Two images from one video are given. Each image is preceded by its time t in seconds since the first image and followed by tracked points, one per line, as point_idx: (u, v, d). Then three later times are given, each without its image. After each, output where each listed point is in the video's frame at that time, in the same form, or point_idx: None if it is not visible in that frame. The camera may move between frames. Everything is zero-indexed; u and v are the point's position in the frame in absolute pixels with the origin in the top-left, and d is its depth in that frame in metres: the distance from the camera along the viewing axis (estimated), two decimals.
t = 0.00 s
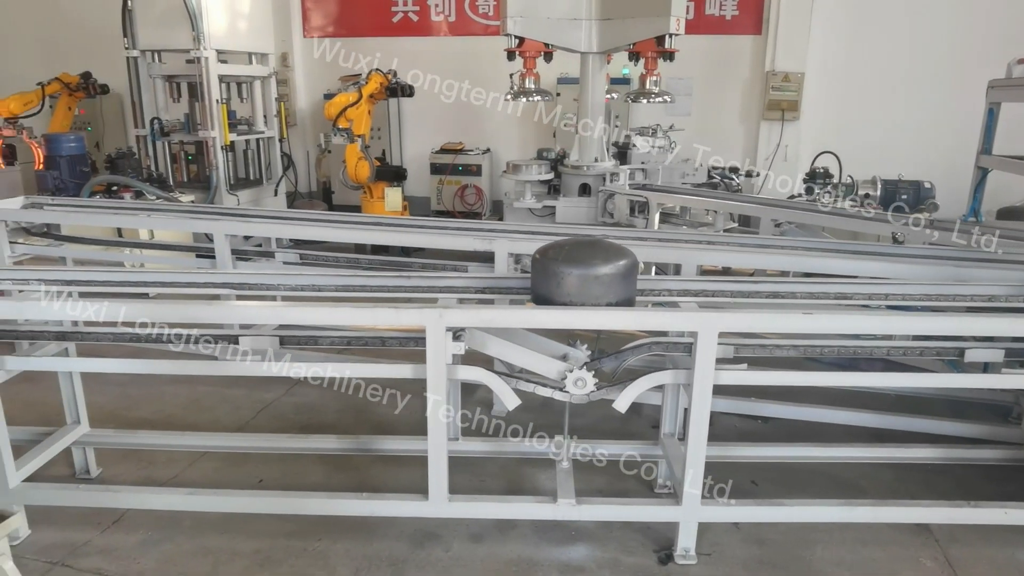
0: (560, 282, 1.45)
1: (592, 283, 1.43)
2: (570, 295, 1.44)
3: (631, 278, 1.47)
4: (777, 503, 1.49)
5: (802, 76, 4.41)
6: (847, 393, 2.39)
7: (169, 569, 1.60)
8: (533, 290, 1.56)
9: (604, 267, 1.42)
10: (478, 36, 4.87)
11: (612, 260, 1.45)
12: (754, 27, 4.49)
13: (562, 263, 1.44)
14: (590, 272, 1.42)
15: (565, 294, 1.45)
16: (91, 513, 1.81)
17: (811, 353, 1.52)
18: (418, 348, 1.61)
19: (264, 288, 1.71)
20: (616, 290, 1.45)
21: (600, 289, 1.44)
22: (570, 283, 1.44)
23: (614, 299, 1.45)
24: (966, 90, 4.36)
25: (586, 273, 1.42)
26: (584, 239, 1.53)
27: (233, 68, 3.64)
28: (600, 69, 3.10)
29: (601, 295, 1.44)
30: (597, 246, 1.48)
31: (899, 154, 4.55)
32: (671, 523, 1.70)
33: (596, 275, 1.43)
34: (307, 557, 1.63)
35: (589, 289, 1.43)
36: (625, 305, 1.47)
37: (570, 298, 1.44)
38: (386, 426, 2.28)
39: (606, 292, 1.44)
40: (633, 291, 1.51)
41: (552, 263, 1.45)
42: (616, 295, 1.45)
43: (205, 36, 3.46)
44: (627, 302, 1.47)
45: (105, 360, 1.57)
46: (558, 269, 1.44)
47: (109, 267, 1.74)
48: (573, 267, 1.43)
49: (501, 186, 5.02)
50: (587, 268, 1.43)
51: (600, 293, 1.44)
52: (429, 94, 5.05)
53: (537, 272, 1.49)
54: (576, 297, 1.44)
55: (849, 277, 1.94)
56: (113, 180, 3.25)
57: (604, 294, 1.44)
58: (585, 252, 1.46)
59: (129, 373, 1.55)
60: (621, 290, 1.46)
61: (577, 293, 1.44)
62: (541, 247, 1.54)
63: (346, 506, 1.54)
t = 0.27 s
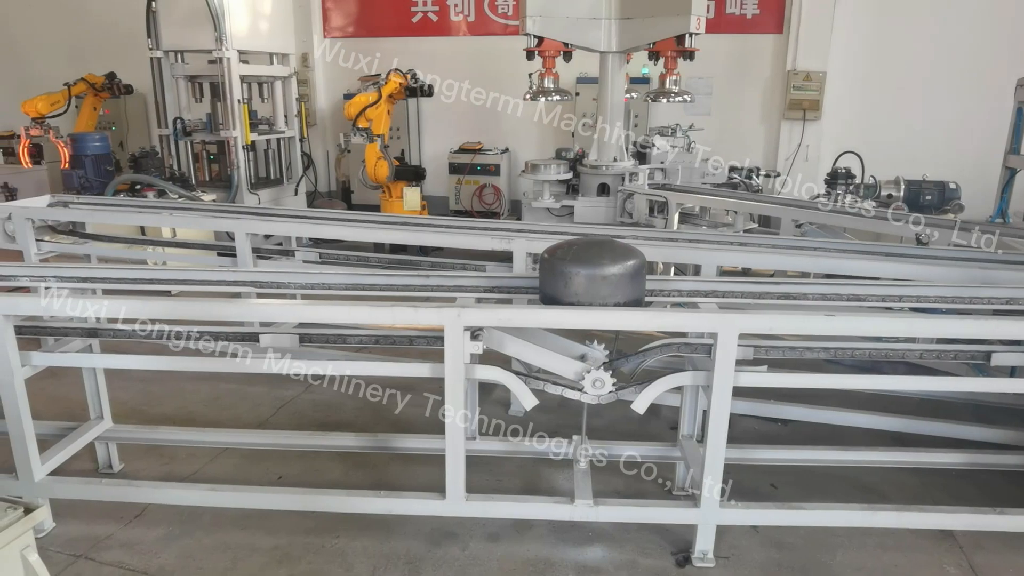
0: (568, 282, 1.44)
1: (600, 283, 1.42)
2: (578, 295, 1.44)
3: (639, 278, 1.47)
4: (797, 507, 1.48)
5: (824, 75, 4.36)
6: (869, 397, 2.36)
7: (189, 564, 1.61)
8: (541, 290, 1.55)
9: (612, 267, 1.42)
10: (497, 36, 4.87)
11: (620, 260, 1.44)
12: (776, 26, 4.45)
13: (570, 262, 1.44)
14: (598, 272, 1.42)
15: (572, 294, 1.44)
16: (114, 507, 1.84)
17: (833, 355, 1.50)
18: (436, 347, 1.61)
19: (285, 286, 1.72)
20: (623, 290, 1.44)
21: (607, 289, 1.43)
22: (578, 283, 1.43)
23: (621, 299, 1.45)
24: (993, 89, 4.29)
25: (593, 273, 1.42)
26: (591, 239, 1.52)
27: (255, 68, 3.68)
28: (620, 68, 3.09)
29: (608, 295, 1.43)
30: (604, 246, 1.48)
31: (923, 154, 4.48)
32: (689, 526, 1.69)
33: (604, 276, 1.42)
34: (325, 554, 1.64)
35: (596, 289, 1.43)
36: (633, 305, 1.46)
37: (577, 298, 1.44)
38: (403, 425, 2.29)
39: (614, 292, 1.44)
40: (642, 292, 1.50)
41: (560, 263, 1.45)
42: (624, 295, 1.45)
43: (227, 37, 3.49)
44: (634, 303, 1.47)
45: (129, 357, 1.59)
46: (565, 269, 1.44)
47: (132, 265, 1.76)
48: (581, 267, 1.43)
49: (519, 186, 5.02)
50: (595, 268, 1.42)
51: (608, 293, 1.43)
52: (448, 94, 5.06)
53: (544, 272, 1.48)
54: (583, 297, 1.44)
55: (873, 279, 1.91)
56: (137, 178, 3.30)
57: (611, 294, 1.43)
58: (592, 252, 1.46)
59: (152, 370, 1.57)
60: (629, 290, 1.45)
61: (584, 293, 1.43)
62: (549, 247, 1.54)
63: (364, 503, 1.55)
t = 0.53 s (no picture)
0: (571, 281, 1.44)
1: (604, 282, 1.41)
2: (581, 295, 1.43)
3: (643, 278, 1.46)
4: (814, 509, 1.46)
5: (843, 74, 4.32)
6: (887, 399, 2.33)
7: (205, 559, 1.63)
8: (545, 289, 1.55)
9: (616, 267, 1.41)
10: (513, 35, 4.87)
11: (624, 260, 1.43)
12: (794, 24, 4.41)
13: (574, 262, 1.43)
14: (601, 272, 1.41)
15: (576, 294, 1.44)
16: (132, 502, 1.86)
17: (851, 357, 1.48)
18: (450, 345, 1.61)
19: (301, 284, 1.73)
20: (627, 289, 1.43)
21: (611, 289, 1.42)
22: (581, 282, 1.43)
23: (625, 299, 1.44)
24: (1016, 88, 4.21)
25: (597, 273, 1.41)
26: (596, 238, 1.52)
27: (272, 68, 3.71)
28: (636, 67, 3.07)
29: (612, 295, 1.42)
30: (608, 245, 1.47)
31: (943, 154, 4.42)
32: (704, 528, 1.67)
33: (607, 275, 1.41)
34: (338, 551, 1.65)
35: (600, 289, 1.42)
36: (637, 305, 1.45)
37: (580, 297, 1.43)
38: (417, 423, 2.29)
39: (617, 292, 1.43)
40: (646, 291, 1.49)
41: (563, 262, 1.44)
42: (628, 295, 1.44)
43: (245, 37, 3.52)
44: (638, 302, 1.46)
45: (147, 353, 1.61)
46: (569, 269, 1.43)
47: (151, 263, 1.78)
48: (584, 266, 1.42)
49: (534, 185, 5.01)
50: (598, 268, 1.42)
51: (612, 292, 1.43)
52: (464, 93, 5.07)
53: (548, 271, 1.48)
54: (586, 296, 1.43)
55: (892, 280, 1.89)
56: (156, 177, 3.34)
57: (615, 294, 1.43)
58: (596, 251, 1.45)
59: (170, 367, 1.59)
60: (633, 290, 1.44)
61: (588, 292, 1.43)
62: (553, 245, 1.53)
63: (377, 501, 1.55)
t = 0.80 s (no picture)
0: (568, 281, 1.43)
1: (600, 282, 1.41)
2: (578, 295, 1.43)
3: (640, 278, 1.45)
4: (822, 513, 1.44)
5: (855, 73, 4.28)
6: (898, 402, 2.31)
7: (212, 557, 1.64)
8: (542, 289, 1.54)
9: (612, 266, 1.40)
10: (522, 35, 4.86)
11: (621, 260, 1.42)
12: (806, 23, 4.37)
13: (570, 262, 1.43)
14: (598, 272, 1.40)
15: (572, 294, 1.43)
16: (141, 500, 1.87)
17: (861, 359, 1.46)
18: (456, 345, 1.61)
19: (309, 283, 1.74)
20: (624, 290, 1.42)
21: (607, 289, 1.41)
22: (577, 282, 1.42)
23: (622, 300, 1.43)
24: None
25: (593, 273, 1.40)
26: (593, 238, 1.51)
27: (282, 68, 3.73)
28: (645, 67, 3.06)
29: (608, 295, 1.41)
30: (605, 245, 1.46)
31: (957, 154, 4.37)
32: (711, 530, 1.66)
33: (604, 275, 1.41)
34: (344, 550, 1.65)
35: (596, 289, 1.41)
36: (634, 305, 1.45)
37: (577, 297, 1.43)
38: (425, 423, 2.30)
39: (614, 292, 1.42)
40: (643, 291, 1.48)
41: (560, 262, 1.44)
42: (624, 295, 1.43)
43: (255, 38, 3.54)
44: (635, 303, 1.45)
45: (156, 352, 1.62)
46: (565, 269, 1.43)
47: (160, 262, 1.80)
48: (581, 266, 1.41)
49: (543, 185, 5.00)
50: (595, 268, 1.41)
51: (608, 293, 1.42)
52: (473, 93, 5.07)
53: (545, 271, 1.47)
54: (582, 296, 1.43)
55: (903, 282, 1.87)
56: (167, 177, 3.36)
57: (611, 294, 1.42)
58: (593, 251, 1.44)
59: (178, 365, 1.59)
60: (630, 290, 1.43)
61: (584, 292, 1.42)
62: (551, 245, 1.52)
63: (383, 501, 1.55)
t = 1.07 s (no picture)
0: (560, 282, 1.43)
1: (592, 283, 1.41)
2: (570, 296, 1.43)
3: (633, 279, 1.45)
4: (826, 515, 1.44)
5: (861, 73, 4.27)
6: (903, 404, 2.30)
7: (216, 557, 1.64)
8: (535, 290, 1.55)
9: (605, 268, 1.41)
10: (526, 36, 4.86)
11: (613, 261, 1.43)
12: (811, 23, 4.36)
13: (563, 263, 1.43)
14: (591, 273, 1.41)
15: (565, 295, 1.44)
16: (146, 499, 1.88)
17: (865, 361, 1.46)
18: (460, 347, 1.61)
19: (313, 284, 1.74)
20: (616, 291, 1.43)
21: (600, 290, 1.42)
22: (570, 283, 1.42)
23: (614, 301, 1.43)
24: None
25: (586, 274, 1.41)
26: (586, 239, 1.51)
27: (287, 69, 3.74)
28: (649, 68, 3.06)
29: (601, 296, 1.42)
30: (598, 246, 1.47)
31: (963, 154, 4.35)
32: (714, 532, 1.66)
33: (596, 276, 1.41)
34: (349, 551, 1.65)
35: (589, 290, 1.42)
36: (626, 306, 1.45)
37: (569, 298, 1.43)
38: (428, 424, 2.30)
39: (606, 293, 1.42)
40: (636, 293, 1.49)
41: (553, 263, 1.44)
42: (617, 296, 1.43)
43: (261, 39, 3.55)
44: (628, 304, 1.45)
45: (162, 353, 1.63)
46: (558, 270, 1.43)
47: (166, 263, 1.81)
48: (573, 267, 1.42)
49: (548, 186, 5.00)
50: (587, 269, 1.41)
51: (600, 294, 1.42)
52: (478, 94, 5.08)
53: (538, 272, 1.48)
54: (575, 297, 1.43)
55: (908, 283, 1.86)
56: (173, 178, 3.37)
57: (604, 295, 1.42)
58: (586, 252, 1.44)
59: (184, 365, 1.60)
60: (622, 291, 1.44)
61: (577, 293, 1.42)
62: (544, 246, 1.53)
63: (387, 502, 1.55)
